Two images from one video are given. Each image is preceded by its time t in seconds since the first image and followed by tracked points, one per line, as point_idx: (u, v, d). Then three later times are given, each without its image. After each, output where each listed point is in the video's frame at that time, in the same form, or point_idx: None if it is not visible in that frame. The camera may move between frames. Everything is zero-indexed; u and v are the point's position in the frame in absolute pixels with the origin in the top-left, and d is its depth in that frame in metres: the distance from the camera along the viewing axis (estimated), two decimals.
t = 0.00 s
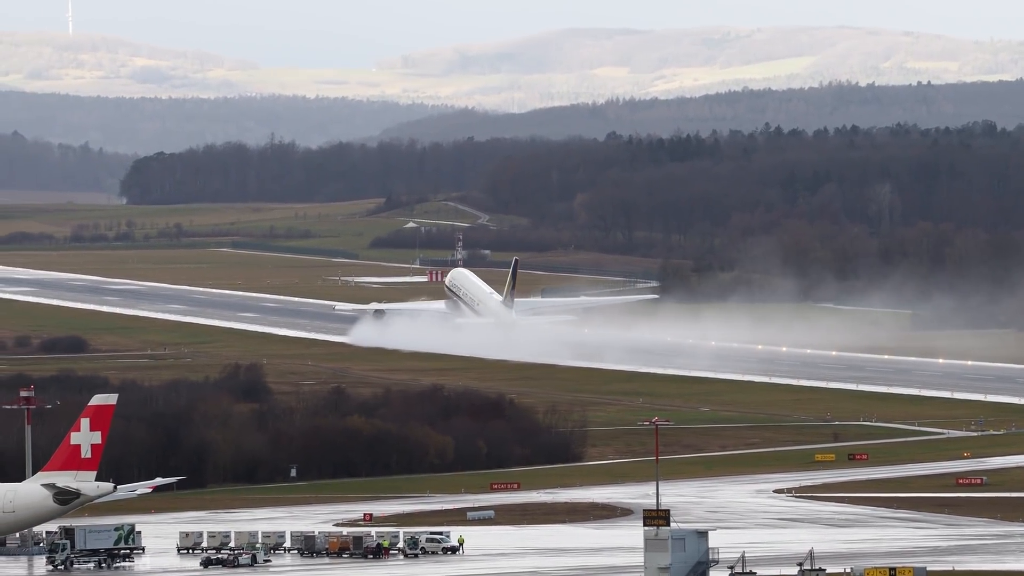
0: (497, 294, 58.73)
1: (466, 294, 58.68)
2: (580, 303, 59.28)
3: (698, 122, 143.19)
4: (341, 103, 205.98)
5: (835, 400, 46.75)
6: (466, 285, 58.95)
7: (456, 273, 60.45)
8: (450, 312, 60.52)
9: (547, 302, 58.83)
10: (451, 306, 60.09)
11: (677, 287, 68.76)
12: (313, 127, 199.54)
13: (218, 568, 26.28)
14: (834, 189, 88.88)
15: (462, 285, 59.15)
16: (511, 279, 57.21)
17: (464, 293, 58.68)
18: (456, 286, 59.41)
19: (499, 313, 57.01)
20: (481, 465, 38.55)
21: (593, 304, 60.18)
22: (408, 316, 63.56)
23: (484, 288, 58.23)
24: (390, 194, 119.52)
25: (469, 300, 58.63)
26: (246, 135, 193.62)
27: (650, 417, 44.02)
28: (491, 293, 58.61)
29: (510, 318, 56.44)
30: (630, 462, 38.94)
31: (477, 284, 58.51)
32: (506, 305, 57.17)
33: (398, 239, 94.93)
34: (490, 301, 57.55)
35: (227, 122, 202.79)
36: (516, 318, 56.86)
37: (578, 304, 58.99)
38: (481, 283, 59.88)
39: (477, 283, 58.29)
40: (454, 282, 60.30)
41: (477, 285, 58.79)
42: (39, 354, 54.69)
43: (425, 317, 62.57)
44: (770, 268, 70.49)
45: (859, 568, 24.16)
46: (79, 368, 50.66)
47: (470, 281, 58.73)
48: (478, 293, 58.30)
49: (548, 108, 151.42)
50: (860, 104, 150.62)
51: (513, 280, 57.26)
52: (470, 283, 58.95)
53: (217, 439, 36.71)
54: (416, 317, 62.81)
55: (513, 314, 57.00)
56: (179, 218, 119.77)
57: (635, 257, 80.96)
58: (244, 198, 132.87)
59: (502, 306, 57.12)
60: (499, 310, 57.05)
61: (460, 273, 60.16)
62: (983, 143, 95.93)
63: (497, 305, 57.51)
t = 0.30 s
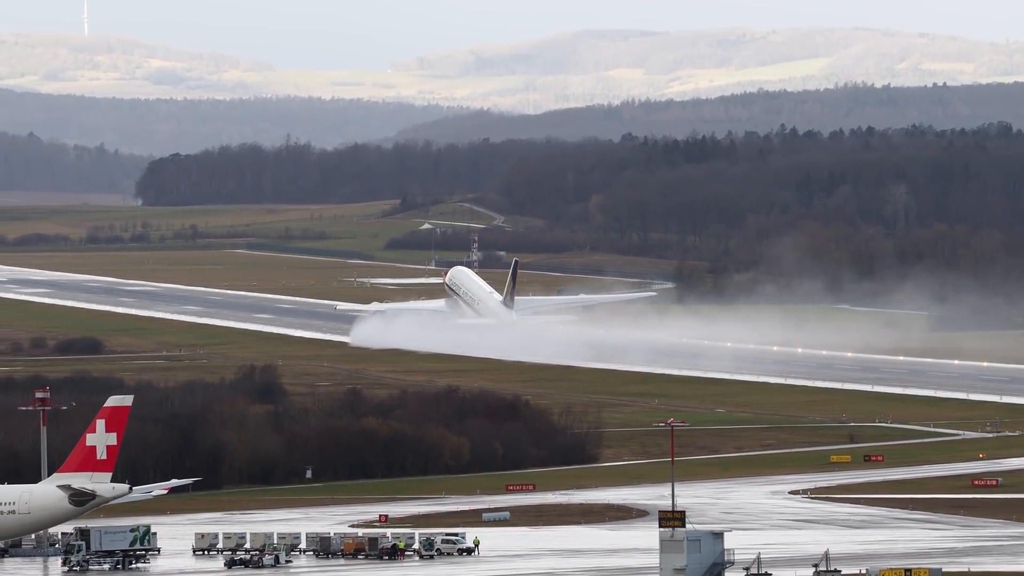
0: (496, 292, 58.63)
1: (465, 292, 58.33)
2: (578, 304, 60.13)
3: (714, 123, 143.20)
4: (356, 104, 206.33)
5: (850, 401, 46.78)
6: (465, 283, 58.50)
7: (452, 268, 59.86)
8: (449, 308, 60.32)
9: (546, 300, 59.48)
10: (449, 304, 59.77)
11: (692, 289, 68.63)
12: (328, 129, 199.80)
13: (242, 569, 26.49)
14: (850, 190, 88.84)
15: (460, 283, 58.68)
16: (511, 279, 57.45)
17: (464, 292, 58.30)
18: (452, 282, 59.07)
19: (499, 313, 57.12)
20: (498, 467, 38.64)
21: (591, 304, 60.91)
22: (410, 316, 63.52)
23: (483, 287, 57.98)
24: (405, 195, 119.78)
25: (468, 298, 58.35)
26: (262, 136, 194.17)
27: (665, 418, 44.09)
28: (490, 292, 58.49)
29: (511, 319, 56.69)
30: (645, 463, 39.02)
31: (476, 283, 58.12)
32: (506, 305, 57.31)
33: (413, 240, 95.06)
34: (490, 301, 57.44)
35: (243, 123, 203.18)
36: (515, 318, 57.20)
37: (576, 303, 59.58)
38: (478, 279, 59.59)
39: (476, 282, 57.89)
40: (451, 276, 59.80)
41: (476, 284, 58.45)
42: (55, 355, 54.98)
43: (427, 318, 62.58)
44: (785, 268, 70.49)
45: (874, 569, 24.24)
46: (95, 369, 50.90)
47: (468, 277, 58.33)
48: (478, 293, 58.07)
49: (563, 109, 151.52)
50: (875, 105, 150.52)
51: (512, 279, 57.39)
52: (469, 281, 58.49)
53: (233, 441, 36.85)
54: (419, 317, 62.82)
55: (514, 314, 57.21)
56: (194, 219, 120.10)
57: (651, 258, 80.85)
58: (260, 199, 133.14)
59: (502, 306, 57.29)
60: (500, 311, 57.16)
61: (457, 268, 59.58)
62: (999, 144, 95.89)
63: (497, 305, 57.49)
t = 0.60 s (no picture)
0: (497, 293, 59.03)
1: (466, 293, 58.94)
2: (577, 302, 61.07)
3: (729, 126, 143.07)
4: (372, 108, 206.48)
5: (866, 404, 46.70)
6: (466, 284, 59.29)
7: (455, 270, 60.52)
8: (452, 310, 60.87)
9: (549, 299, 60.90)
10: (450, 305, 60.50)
11: (708, 293, 68.57)
12: (343, 132, 200.06)
13: (264, 571, 26.58)
14: (865, 193, 88.67)
15: (462, 284, 59.34)
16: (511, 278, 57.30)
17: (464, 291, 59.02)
18: (456, 284, 59.57)
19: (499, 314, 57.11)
20: (513, 469, 38.69)
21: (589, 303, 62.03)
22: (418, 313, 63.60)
23: (484, 287, 58.37)
24: (422, 197, 119.82)
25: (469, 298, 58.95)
26: (277, 139, 194.47)
27: (681, 422, 44.08)
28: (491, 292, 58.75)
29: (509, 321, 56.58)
30: (661, 466, 39.03)
31: (478, 283, 58.63)
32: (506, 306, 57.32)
33: (428, 243, 95.20)
34: (490, 301, 57.69)
35: (259, 126, 203.55)
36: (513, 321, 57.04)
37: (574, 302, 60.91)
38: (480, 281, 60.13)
39: (477, 282, 58.40)
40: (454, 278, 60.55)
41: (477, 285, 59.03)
42: (72, 358, 55.21)
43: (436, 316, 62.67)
44: (800, 271, 70.42)
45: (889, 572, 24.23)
46: (110, 372, 51.08)
47: (470, 279, 58.76)
48: (478, 293, 58.49)
49: (579, 113, 151.48)
50: (891, 109, 150.26)
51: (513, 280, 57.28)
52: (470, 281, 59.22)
53: (248, 444, 37.02)
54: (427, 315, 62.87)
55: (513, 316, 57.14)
56: (210, 222, 120.44)
57: (666, 261, 80.78)
58: (276, 202, 133.41)
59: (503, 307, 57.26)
60: (500, 311, 57.12)
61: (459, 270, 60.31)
62: (1014, 147, 95.71)
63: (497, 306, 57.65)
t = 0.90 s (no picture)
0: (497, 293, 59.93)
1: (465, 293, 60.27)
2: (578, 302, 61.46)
3: (746, 130, 143.04)
4: (389, 112, 206.71)
5: (883, 409, 46.67)
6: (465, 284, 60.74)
7: (457, 271, 61.82)
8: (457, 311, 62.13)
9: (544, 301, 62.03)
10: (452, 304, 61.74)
11: (724, 298, 68.56)
12: (360, 137, 200.35)
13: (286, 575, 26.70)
14: (882, 197, 88.55)
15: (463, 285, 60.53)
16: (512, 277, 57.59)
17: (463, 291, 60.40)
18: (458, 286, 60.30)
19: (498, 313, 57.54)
20: (530, 474, 38.78)
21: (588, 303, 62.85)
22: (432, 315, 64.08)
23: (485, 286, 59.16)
24: (438, 202, 119.99)
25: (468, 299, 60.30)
26: (294, 143, 194.92)
27: (697, 426, 44.13)
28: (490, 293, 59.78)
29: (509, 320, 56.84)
30: (677, 470, 39.09)
31: (478, 284, 59.61)
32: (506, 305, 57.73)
33: (444, 247, 95.30)
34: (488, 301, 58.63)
35: (276, 131, 203.94)
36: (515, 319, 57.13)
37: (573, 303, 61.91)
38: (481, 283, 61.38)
39: (476, 282, 59.43)
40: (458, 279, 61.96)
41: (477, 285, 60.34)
42: (88, 363, 55.48)
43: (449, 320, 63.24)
44: (817, 276, 70.40)
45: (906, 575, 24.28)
46: (128, 377, 51.32)
47: (471, 280, 59.44)
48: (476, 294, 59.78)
49: (596, 118, 151.56)
50: (908, 113, 149.93)
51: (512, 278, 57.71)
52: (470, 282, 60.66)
53: (265, 449, 37.17)
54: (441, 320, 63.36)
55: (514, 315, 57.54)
56: (227, 227, 120.73)
57: (683, 265, 80.71)
58: (293, 207, 133.67)
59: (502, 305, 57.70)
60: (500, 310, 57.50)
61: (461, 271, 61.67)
62: None
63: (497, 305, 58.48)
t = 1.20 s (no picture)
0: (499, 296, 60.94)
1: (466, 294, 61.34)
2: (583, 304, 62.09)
3: (763, 135, 143.00)
4: (406, 116, 206.99)
5: (900, 413, 46.61)
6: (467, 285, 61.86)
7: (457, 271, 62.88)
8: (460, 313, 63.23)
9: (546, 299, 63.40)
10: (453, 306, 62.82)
11: (741, 302, 68.52)
12: (377, 142, 200.67)
13: None
14: (900, 202, 88.43)
15: (464, 285, 61.57)
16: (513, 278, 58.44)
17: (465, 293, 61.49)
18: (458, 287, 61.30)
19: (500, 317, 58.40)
20: (547, 478, 38.84)
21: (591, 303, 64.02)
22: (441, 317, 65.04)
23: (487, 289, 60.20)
24: (456, 206, 120.16)
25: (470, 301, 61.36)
26: (311, 148, 195.34)
27: (714, 431, 44.15)
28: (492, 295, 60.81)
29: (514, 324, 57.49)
30: (694, 475, 39.12)
31: (479, 286, 60.59)
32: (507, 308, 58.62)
33: (461, 252, 95.41)
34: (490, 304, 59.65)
35: (293, 136, 204.31)
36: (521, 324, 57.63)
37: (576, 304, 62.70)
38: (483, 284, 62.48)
39: (478, 284, 60.48)
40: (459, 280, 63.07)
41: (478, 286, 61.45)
42: (105, 367, 55.71)
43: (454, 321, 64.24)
44: (835, 280, 70.34)
45: None
46: (145, 382, 51.52)
47: (472, 282, 60.44)
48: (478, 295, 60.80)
49: (612, 122, 151.61)
50: (925, 118, 149.61)
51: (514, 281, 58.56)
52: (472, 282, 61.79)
53: (281, 454, 37.26)
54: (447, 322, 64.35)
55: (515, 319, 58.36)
56: (243, 232, 120.97)
57: (700, 270, 80.61)
58: (310, 213, 133.92)
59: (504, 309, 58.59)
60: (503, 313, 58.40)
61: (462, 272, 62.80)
62: None
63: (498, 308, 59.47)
